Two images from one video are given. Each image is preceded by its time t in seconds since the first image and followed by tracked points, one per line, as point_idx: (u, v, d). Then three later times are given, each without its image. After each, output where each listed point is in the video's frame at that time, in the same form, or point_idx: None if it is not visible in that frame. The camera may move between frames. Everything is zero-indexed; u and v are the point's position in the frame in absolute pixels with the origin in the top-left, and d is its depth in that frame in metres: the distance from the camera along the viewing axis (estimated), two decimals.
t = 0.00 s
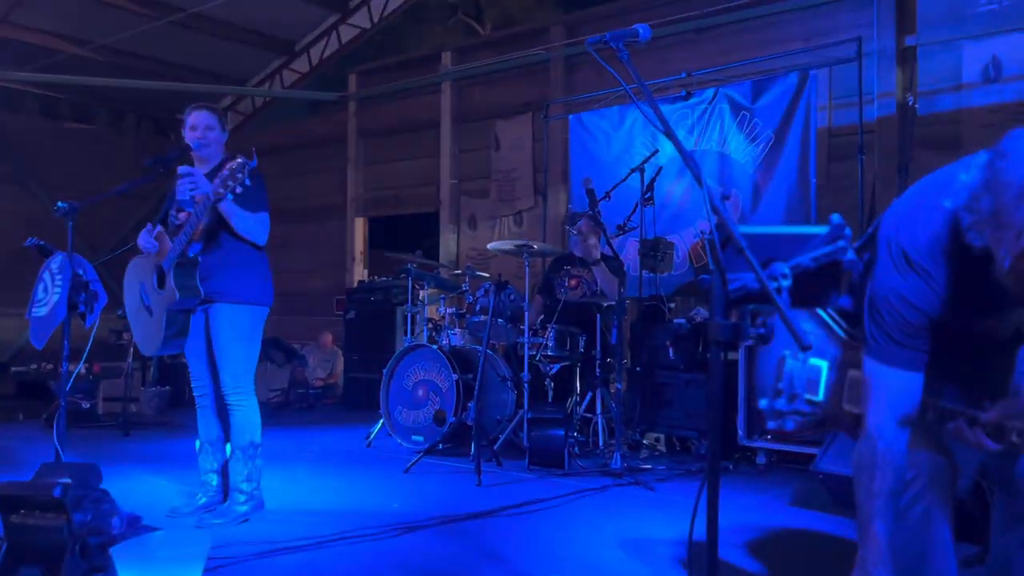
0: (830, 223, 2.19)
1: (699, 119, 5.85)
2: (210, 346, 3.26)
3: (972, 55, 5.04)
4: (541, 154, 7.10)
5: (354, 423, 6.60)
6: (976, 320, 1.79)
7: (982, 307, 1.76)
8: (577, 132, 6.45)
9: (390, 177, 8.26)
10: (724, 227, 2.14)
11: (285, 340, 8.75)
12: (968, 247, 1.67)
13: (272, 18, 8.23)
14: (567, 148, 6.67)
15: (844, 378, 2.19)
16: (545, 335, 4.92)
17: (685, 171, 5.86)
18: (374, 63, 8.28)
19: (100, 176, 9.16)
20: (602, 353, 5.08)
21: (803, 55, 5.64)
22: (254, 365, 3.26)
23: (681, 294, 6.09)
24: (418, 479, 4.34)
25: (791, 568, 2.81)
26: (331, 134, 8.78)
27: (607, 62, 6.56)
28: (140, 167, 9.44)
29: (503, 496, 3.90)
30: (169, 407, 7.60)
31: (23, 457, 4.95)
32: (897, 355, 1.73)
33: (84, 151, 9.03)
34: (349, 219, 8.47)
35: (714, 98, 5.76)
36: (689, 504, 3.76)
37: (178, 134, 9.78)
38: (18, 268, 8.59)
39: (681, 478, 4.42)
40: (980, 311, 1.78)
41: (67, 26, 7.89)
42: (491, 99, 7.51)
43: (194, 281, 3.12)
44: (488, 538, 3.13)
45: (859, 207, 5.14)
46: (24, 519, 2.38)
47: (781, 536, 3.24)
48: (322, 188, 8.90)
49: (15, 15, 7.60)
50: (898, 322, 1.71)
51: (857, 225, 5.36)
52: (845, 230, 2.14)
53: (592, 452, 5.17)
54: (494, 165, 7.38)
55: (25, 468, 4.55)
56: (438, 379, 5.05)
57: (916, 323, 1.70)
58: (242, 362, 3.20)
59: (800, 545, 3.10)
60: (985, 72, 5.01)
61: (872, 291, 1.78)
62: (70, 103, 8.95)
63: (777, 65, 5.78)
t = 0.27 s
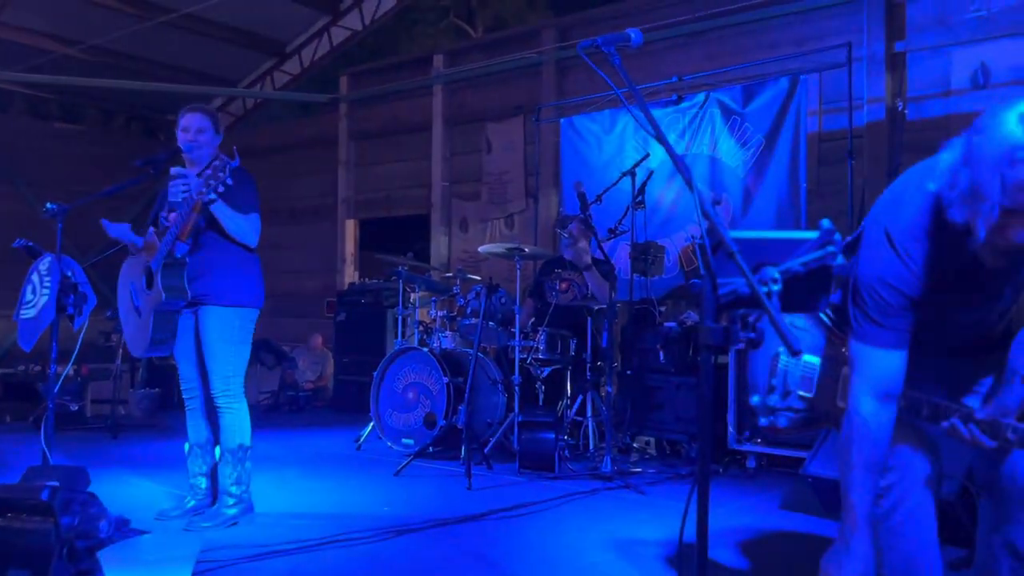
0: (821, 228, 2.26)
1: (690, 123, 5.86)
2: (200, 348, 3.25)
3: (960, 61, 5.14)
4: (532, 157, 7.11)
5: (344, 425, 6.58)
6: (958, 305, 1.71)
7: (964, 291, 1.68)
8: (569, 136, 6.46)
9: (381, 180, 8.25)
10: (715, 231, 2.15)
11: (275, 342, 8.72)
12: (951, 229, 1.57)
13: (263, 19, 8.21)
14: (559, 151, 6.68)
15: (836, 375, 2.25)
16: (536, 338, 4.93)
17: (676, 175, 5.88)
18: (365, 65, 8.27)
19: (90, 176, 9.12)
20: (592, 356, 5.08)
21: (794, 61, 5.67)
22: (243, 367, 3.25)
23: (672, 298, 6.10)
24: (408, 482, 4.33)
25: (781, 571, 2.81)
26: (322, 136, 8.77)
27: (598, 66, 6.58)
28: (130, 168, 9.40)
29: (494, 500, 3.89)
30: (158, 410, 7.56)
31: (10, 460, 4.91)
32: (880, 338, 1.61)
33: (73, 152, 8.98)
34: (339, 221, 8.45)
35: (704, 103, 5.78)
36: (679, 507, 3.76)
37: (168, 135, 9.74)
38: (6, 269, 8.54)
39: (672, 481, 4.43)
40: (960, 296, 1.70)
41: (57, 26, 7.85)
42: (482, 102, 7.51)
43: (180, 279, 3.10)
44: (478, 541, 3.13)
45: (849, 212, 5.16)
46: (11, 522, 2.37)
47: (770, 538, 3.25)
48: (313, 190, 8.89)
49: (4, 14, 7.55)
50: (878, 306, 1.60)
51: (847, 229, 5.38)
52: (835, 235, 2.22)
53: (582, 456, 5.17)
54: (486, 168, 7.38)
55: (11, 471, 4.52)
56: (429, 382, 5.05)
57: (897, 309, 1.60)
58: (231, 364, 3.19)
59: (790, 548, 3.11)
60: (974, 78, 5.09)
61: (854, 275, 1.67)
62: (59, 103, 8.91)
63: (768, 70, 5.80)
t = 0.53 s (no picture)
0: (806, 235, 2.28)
1: (677, 129, 5.89)
2: (185, 352, 3.23)
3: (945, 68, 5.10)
4: (520, 162, 7.12)
5: (330, 430, 6.56)
6: (954, 250, 1.74)
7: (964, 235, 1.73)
8: (556, 141, 6.48)
9: (369, 183, 8.24)
10: (700, 237, 2.17)
11: (261, 346, 8.69)
12: (928, 153, 1.74)
13: (251, 22, 8.19)
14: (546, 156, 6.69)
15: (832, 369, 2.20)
16: (523, 343, 4.93)
17: (663, 181, 5.90)
18: (353, 68, 8.25)
19: (75, 178, 9.06)
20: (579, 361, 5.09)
21: (780, 68, 5.70)
22: (228, 372, 3.24)
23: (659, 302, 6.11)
24: (394, 487, 4.32)
25: None
26: (309, 139, 8.75)
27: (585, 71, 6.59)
28: (116, 171, 9.35)
29: (479, 505, 3.89)
30: (142, 414, 7.51)
31: None
32: (858, 261, 1.73)
33: (58, 154, 8.93)
34: (326, 224, 8.43)
35: (691, 109, 5.81)
36: (664, 512, 3.77)
37: (154, 137, 9.70)
38: None
39: (657, 486, 4.44)
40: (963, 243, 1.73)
41: (42, 27, 7.80)
42: (470, 107, 7.51)
43: (164, 282, 3.09)
44: (462, 547, 3.12)
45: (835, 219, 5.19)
46: None
47: (756, 544, 3.27)
48: (299, 193, 8.86)
49: None
50: (856, 229, 1.75)
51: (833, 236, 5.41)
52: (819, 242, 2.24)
53: (568, 460, 5.17)
54: (474, 172, 7.38)
55: None
56: (415, 387, 5.04)
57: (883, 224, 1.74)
58: (217, 368, 3.18)
59: (774, 554, 3.12)
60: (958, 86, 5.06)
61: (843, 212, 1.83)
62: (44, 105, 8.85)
63: (755, 77, 5.84)
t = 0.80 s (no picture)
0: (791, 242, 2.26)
1: (665, 136, 5.91)
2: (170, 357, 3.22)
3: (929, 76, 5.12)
4: (508, 167, 7.13)
5: (316, 434, 6.54)
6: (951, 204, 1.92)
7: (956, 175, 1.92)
8: (545, 147, 6.49)
9: (357, 187, 8.23)
10: (687, 244, 2.19)
11: (247, 350, 8.65)
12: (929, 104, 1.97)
13: (240, 25, 8.19)
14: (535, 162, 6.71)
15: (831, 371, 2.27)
16: (510, 348, 4.94)
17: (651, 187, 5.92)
18: (343, 72, 8.25)
19: (61, 181, 9.02)
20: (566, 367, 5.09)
21: (767, 76, 5.74)
22: (215, 377, 3.23)
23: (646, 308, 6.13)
24: (381, 492, 4.32)
25: None
26: (297, 143, 8.73)
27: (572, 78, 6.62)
28: (102, 173, 9.30)
29: (465, 510, 3.88)
30: (127, 417, 7.48)
31: None
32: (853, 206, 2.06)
33: (44, 156, 8.88)
34: (314, 228, 8.41)
35: (678, 115, 5.84)
36: (650, 517, 3.79)
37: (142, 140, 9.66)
38: None
39: (644, 492, 4.45)
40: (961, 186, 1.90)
41: (30, 29, 7.78)
42: (459, 111, 7.52)
43: (150, 284, 3.10)
44: (448, 552, 3.12)
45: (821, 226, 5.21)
46: None
47: (743, 549, 3.29)
48: (287, 197, 8.85)
49: None
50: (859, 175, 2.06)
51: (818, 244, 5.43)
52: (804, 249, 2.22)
53: (555, 466, 5.18)
54: (462, 177, 7.39)
55: None
56: (403, 391, 5.04)
57: (883, 174, 2.03)
58: (202, 374, 3.16)
59: (759, 560, 3.13)
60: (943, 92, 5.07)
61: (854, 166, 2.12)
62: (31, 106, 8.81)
63: (742, 85, 5.87)
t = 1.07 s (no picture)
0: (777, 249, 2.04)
1: (652, 146, 5.94)
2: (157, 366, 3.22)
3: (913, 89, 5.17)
4: (497, 176, 7.15)
5: (302, 443, 6.50)
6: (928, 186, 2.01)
7: (929, 153, 2.02)
8: (534, 156, 6.51)
9: (345, 195, 8.22)
10: (673, 255, 2.21)
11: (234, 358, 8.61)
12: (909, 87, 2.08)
13: (229, 32, 8.18)
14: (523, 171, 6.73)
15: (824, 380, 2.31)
16: (498, 357, 4.95)
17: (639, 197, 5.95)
18: (331, 80, 8.26)
19: (47, 187, 8.97)
20: (553, 376, 5.09)
21: (755, 87, 5.79)
22: (202, 385, 3.21)
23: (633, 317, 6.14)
24: (367, 501, 4.30)
25: None
26: (285, 150, 8.72)
27: (560, 88, 6.66)
28: (88, 180, 9.26)
29: (451, 520, 3.88)
30: (112, 425, 7.42)
31: None
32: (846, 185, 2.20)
33: (29, 162, 8.83)
34: (302, 235, 8.39)
35: (666, 126, 5.88)
36: (636, 527, 3.80)
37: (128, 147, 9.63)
38: None
39: (630, 501, 4.45)
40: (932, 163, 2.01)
41: (17, 35, 7.75)
42: (448, 120, 7.53)
43: (138, 292, 3.08)
44: (434, 562, 3.11)
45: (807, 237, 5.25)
46: None
47: (731, 557, 3.31)
48: (275, 204, 8.83)
49: None
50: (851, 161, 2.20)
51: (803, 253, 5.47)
52: (789, 260, 2.00)
53: (542, 475, 5.18)
54: (450, 186, 7.40)
55: None
56: (390, 400, 5.03)
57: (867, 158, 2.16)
58: (190, 382, 3.15)
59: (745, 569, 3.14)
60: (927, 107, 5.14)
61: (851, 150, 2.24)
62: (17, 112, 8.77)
63: (729, 96, 5.92)
